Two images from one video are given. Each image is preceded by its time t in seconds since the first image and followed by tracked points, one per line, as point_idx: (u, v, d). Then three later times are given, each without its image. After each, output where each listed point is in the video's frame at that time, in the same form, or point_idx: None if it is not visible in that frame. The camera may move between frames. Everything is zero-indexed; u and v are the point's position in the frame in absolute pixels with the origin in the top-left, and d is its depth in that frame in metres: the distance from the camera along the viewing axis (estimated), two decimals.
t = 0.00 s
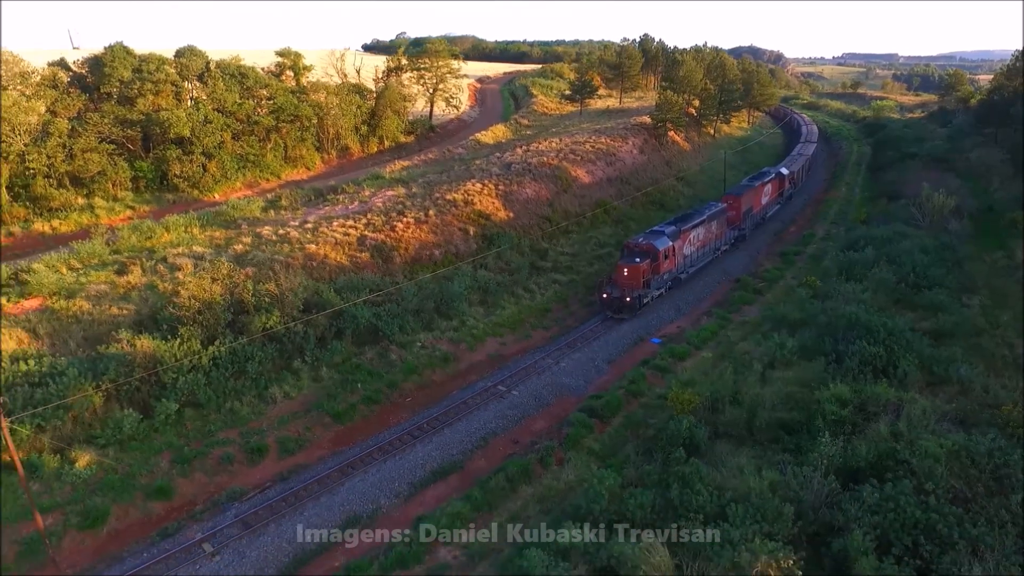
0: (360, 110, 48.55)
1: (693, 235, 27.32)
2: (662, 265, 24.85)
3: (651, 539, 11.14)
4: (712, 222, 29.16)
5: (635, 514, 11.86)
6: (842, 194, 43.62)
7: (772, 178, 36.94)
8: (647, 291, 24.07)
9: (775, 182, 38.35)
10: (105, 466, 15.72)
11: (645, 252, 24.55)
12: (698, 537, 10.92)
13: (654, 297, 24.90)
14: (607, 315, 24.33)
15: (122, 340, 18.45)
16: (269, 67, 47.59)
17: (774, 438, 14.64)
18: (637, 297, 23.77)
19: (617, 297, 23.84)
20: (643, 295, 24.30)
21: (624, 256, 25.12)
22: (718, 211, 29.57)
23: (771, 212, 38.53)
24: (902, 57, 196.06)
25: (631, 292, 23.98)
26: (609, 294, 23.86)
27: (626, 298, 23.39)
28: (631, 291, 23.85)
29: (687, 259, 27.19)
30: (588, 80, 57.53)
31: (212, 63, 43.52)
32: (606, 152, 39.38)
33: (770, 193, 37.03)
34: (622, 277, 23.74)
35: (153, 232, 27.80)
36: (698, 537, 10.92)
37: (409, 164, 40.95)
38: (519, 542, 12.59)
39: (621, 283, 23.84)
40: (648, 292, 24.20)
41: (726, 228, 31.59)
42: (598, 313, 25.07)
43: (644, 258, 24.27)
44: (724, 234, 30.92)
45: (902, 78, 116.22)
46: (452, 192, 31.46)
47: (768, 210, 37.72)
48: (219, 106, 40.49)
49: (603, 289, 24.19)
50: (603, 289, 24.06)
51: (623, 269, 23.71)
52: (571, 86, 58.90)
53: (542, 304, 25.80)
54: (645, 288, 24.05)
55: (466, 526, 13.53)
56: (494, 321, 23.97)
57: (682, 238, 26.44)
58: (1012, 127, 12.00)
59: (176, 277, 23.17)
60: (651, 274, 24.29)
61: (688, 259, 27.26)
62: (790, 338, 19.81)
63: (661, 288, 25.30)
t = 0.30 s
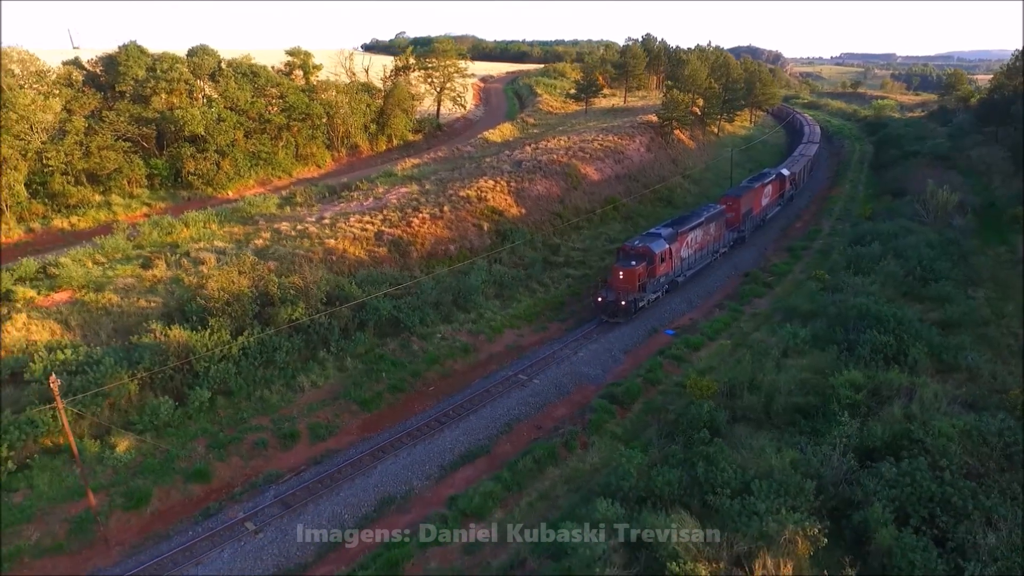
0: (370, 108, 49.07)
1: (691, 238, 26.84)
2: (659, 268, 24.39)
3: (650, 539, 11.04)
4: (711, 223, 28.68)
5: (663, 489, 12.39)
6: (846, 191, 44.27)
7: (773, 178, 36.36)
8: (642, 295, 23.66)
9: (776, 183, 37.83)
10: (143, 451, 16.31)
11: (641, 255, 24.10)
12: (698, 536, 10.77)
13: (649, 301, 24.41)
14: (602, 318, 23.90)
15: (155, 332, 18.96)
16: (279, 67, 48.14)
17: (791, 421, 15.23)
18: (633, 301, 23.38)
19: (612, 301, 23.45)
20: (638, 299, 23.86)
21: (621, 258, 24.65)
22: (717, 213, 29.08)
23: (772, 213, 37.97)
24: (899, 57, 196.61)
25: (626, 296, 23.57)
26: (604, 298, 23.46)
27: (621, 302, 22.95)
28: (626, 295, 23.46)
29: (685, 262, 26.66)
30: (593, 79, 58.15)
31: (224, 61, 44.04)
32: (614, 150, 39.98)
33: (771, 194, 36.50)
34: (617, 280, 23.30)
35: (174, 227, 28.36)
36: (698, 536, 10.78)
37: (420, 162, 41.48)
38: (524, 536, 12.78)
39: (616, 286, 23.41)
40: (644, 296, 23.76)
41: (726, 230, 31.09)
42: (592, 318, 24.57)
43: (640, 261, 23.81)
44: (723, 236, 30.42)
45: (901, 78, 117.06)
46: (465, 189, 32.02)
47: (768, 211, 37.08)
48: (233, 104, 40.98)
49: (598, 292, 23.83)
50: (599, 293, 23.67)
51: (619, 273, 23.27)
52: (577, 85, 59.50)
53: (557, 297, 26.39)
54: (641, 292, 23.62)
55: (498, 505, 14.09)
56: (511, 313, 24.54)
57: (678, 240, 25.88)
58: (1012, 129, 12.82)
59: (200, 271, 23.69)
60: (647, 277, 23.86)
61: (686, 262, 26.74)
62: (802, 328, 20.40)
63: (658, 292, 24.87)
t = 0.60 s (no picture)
0: (379, 107, 49.64)
1: (688, 240, 26.40)
2: (655, 271, 23.97)
3: (651, 540, 11.17)
4: (709, 225, 28.20)
5: (689, 468, 12.95)
6: (850, 189, 44.90)
7: (773, 179, 35.85)
8: (638, 299, 23.25)
9: (776, 184, 37.32)
10: (180, 437, 16.86)
11: (637, 258, 23.68)
12: (700, 536, 10.74)
13: (646, 304, 24.00)
14: (598, 322, 23.55)
15: (186, 323, 19.60)
16: (288, 66, 48.68)
17: (808, 405, 15.81)
18: (628, 305, 22.99)
19: (607, 305, 23.08)
20: (634, 303, 23.44)
21: (617, 261, 24.27)
22: (716, 215, 28.63)
23: (773, 215, 37.48)
24: (898, 57, 197.49)
25: (622, 300, 23.18)
26: (599, 302, 23.09)
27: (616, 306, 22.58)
28: (621, 299, 23.05)
29: (682, 265, 26.24)
30: (598, 79, 58.76)
31: (236, 62, 44.72)
32: (622, 148, 40.58)
33: (771, 195, 36.02)
34: (613, 283, 22.93)
35: (192, 224, 28.87)
36: (701, 537, 10.64)
37: (430, 160, 42.02)
38: (527, 541, 12.79)
39: (611, 290, 23.04)
40: (639, 300, 23.34)
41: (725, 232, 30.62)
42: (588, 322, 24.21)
43: (636, 265, 23.44)
44: (723, 238, 29.97)
45: (901, 78, 117.86)
46: (478, 186, 32.58)
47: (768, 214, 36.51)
48: (245, 103, 41.59)
49: (593, 295, 23.48)
50: (594, 296, 23.30)
51: (614, 276, 22.90)
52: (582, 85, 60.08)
53: (571, 291, 26.96)
54: (636, 295, 23.23)
55: (527, 486, 14.63)
56: (527, 307, 25.12)
57: (676, 243, 25.51)
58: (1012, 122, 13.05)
59: (223, 265, 24.21)
60: (643, 280, 23.47)
61: (683, 265, 26.30)
62: (813, 319, 21.00)
63: (655, 295, 24.44)
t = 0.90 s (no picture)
0: (388, 106, 50.16)
1: (686, 243, 25.99)
2: (651, 275, 23.57)
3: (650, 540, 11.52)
4: (707, 227, 27.83)
5: (713, 449, 13.52)
6: (854, 186, 45.50)
7: (773, 181, 35.42)
8: (634, 302, 22.86)
9: (777, 186, 36.85)
10: (214, 424, 17.40)
11: (633, 261, 23.27)
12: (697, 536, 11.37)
13: (642, 309, 23.60)
14: (593, 327, 23.21)
15: (215, 315, 20.17)
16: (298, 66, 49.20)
17: (823, 391, 16.38)
18: (624, 309, 22.59)
19: (602, 309, 22.68)
20: (630, 307, 23.03)
21: (612, 264, 23.90)
22: (713, 217, 28.22)
23: (772, 217, 36.98)
24: (897, 57, 198.21)
25: (618, 304, 22.79)
26: (594, 306, 22.69)
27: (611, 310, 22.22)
28: (617, 303, 22.67)
29: (680, 268, 25.86)
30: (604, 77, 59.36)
31: (248, 61, 45.26)
32: (630, 145, 41.15)
33: (771, 197, 35.52)
34: (609, 287, 22.55)
35: (212, 219, 29.30)
36: (698, 537, 11.32)
37: (440, 158, 42.54)
38: (527, 541, 12.74)
39: (607, 294, 22.65)
40: (636, 304, 22.95)
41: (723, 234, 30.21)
42: (584, 326, 23.87)
43: (632, 268, 23.06)
44: (721, 240, 29.58)
45: (901, 78, 118.53)
46: (490, 182, 33.13)
47: (769, 216, 35.96)
48: (257, 102, 42.14)
49: (589, 299, 23.10)
50: (589, 300, 22.92)
51: (609, 279, 22.53)
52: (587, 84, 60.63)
53: (584, 285, 27.51)
54: (632, 299, 22.82)
55: (554, 468, 15.18)
56: (543, 300, 25.68)
57: (673, 245, 25.13)
58: (1012, 120, 13.47)
59: (246, 259, 24.74)
60: (639, 284, 23.06)
61: (680, 268, 25.91)
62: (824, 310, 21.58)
63: (651, 299, 24.03)
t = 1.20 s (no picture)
0: (397, 105, 50.68)
1: (683, 246, 25.57)
2: (647, 279, 23.19)
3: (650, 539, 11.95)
4: (706, 230, 27.45)
5: (735, 431, 14.09)
6: (858, 183, 46.13)
7: (773, 182, 34.82)
8: (629, 307, 22.55)
9: (777, 187, 36.35)
10: (246, 412, 17.95)
11: (629, 264, 22.93)
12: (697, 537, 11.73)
13: (638, 312, 23.28)
14: (588, 331, 22.94)
15: (244, 307, 20.68)
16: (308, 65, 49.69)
17: (837, 378, 16.97)
18: (618, 313, 22.33)
19: (597, 313, 22.45)
20: (625, 311, 22.72)
21: (608, 267, 23.57)
22: (712, 219, 27.79)
23: (773, 218, 36.44)
24: (895, 57, 199.12)
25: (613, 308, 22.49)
26: (588, 309, 22.43)
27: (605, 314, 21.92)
28: (612, 307, 22.37)
29: (677, 271, 25.48)
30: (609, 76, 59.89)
31: (259, 60, 45.76)
32: (637, 143, 41.72)
33: (772, 198, 35.01)
34: (603, 291, 22.26)
35: (230, 216, 29.75)
36: (698, 537, 11.70)
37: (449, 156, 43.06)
38: (527, 541, 12.74)
39: (602, 297, 22.35)
40: (631, 308, 22.63)
41: (722, 236, 29.77)
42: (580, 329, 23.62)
43: (627, 272, 22.72)
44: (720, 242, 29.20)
45: (900, 77, 119.26)
46: (502, 180, 33.67)
47: (770, 217, 35.47)
48: (268, 101, 42.62)
49: (583, 303, 22.80)
50: (584, 304, 22.65)
51: (604, 283, 22.22)
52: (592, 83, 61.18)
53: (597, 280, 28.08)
54: (627, 303, 22.53)
55: (580, 452, 15.74)
56: (557, 294, 26.24)
57: (670, 248, 24.73)
58: (1013, 116, 13.59)
59: (267, 254, 25.23)
60: (634, 288, 22.72)
61: (678, 271, 25.56)
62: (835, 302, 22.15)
63: (646, 303, 23.66)
